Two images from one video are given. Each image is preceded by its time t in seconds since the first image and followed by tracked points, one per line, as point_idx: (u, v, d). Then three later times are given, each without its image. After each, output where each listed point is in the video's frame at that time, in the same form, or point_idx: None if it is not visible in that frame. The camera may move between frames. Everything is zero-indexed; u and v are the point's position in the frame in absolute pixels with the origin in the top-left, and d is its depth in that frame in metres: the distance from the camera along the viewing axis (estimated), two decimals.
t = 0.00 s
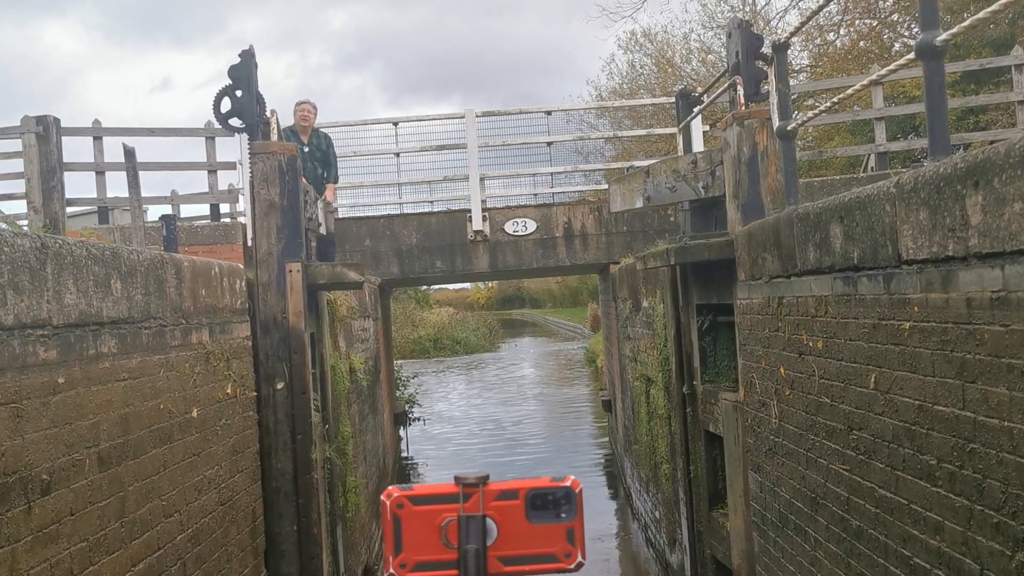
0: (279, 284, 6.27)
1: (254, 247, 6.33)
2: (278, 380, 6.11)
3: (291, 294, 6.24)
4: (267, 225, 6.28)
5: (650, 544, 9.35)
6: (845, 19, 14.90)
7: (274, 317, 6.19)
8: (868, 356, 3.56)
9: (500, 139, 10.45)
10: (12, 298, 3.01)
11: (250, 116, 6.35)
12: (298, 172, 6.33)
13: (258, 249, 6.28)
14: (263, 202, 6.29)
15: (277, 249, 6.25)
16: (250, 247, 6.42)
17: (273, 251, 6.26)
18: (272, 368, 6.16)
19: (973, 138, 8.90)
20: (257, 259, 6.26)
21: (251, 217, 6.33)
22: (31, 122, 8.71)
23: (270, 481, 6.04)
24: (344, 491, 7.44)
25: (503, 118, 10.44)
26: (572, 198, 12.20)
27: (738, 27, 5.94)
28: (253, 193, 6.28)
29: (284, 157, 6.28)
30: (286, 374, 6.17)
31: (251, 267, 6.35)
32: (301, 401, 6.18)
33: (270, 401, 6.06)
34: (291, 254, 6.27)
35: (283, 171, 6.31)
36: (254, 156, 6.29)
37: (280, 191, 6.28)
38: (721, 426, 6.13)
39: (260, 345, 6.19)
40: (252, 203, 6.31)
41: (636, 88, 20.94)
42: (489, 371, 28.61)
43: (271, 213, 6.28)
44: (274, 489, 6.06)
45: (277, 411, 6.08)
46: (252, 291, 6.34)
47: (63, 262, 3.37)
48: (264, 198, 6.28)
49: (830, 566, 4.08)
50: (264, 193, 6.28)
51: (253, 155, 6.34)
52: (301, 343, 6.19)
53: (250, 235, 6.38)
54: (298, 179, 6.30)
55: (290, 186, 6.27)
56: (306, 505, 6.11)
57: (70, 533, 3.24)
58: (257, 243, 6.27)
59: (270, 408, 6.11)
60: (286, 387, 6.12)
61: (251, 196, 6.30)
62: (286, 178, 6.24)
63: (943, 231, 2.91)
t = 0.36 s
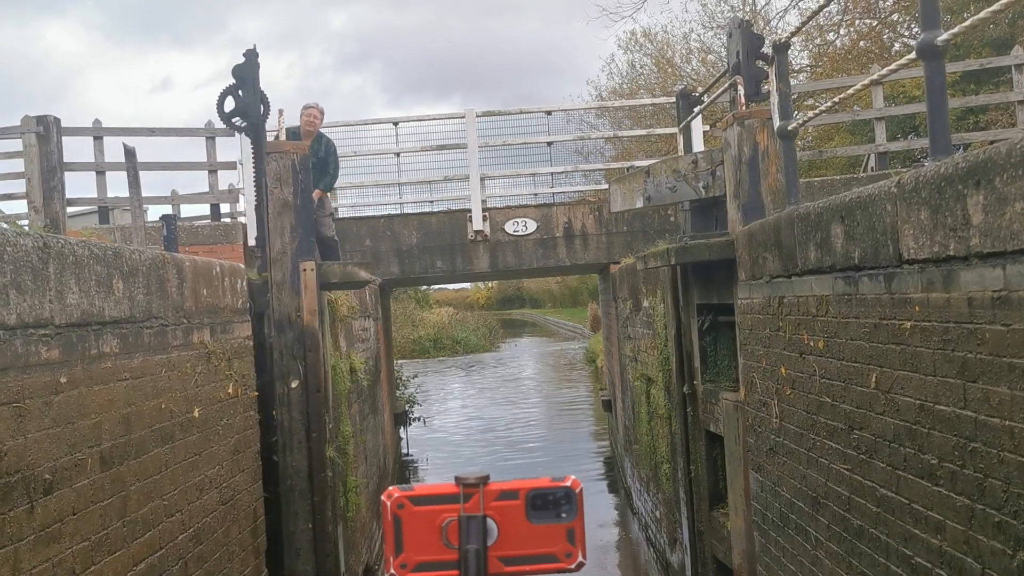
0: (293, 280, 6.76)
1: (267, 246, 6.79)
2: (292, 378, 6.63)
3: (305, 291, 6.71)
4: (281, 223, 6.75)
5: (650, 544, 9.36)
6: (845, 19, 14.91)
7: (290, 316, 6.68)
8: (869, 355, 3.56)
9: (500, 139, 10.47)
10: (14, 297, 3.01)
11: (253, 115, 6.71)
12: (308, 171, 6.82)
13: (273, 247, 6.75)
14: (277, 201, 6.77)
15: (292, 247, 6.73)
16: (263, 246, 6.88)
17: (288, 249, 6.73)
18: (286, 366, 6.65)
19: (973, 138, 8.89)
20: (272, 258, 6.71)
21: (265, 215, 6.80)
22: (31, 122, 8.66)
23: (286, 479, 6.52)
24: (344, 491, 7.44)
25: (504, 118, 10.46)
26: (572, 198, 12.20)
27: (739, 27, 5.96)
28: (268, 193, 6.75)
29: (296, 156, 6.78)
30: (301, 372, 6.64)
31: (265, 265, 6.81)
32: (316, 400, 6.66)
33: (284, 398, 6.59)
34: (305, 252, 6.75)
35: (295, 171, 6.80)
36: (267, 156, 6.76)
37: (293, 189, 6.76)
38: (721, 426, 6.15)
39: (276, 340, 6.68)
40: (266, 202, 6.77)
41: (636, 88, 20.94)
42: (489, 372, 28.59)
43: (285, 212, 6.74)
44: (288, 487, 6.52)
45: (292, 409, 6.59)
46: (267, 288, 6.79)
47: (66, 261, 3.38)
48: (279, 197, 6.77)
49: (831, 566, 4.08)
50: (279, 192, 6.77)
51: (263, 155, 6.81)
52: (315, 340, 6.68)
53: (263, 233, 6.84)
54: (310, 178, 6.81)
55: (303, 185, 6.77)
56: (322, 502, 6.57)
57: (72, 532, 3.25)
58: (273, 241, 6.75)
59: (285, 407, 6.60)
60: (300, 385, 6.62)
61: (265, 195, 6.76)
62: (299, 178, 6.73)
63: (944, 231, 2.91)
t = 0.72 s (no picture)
0: (311, 278, 6.80)
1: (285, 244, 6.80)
2: (311, 376, 6.79)
3: (323, 289, 6.79)
4: (299, 222, 6.74)
5: (650, 543, 9.37)
6: (845, 18, 14.93)
7: (309, 313, 6.79)
8: (870, 354, 3.56)
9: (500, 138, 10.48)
10: (15, 297, 3.01)
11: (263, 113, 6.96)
12: (326, 170, 6.83)
13: (292, 246, 6.74)
14: (296, 199, 6.75)
15: (310, 246, 6.74)
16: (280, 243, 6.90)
17: (306, 248, 6.74)
18: (306, 364, 6.80)
19: (973, 137, 8.89)
20: (290, 257, 6.73)
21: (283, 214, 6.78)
22: (31, 121, 8.67)
23: (303, 476, 6.75)
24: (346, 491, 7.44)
25: (504, 118, 10.46)
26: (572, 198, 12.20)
27: (739, 26, 5.95)
28: (287, 191, 6.73)
29: (315, 155, 6.78)
30: (320, 370, 6.80)
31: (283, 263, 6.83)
32: (334, 397, 6.85)
33: (304, 396, 6.76)
34: (324, 251, 6.79)
35: (313, 169, 6.80)
36: (286, 155, 6.74)
37: (312, 189, 6.75)
38: (721, 425, 6.16)
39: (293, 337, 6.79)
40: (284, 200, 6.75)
41: (636, 88, 20.94)
42: (489, 372, 28.58)
43: (304, 211, 6.73)
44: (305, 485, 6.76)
45: (311, 407, 6.78)
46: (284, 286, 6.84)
47: (66, 261, 3.38)
48: (298, 196, 6.74)
49: (831, 564, 4.09)
50: (297, 191, 6.74)
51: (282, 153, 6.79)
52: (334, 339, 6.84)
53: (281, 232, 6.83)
54: (328, 177, 6.83)
55: (322, 184, 6.78)
56: (338, 499, 6.86)
57: (73, 532, 3.25)
58: (291, 240, 6.74)
59: (304, 404, 6.78)
60: (319, 383, 6.80)
61: (284, 193, 6.74)
62: (319, 178, 6.74)
63: (945, 230, 2.92)
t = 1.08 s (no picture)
0: (327, 276, 6.85)
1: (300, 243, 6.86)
2: (327, 374, 6.88)
3: (340, 287, 6.86)
4: (315, 221, 6.79)
5: (651, 543, 9.38)
6: (845, 18, 14.94)
7: (325, 312, 6.85)
8: (870, 354, 3.56)
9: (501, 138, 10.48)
10: (15, 296, 3.01)
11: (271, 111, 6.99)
12: (340, 170, 6.91)
13: (307, 245, 6.79)
14: (311, 198, 6.80)
15: (326, 245, 6.81)
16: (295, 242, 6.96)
17: (322, 246, 6.80)
18: (322, 362, 6.88)
19: (974, 137, 8.88)
20: (307, 255, 6.79)
21: (298, 213, 6.84)
22: (31, 121, 8.68)
23: (320, 474, 6.84)
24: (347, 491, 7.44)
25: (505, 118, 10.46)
26: (572, 198, 12.21)
27: (740, 25, 5.96)
28: (302, 191, 6.78)
29: (330, 155, 6.86)
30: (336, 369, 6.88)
31: (298, 262, 6.89)
32: (350, 395, 6.93)
33: (320, 394, 6.84)
34: (340, 250, 6.86)
35: (328, 169, 6.87)
36: (301, 154, 6.80)
37: (327, 188, 6.83)
38: (721, 425, 6.17)
39: (310, 336, 6.83)
40: (300, 200, 6.80)
41: (636, 88, 20.93)
42: (489, 371, 28.56)
43: (319, 210, 6.80)
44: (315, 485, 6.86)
45: (327, 404, 6.86)
46: (299, 284, 6.89)
47: (66, 260, 3.38)
48: (313, 195, 6.80)
49: (831, 564, 4.09)
50: (313, 190, 6.80)
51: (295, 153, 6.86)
52: (349, 337, 6.93)
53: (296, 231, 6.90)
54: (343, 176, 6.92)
55: (337, 183, 6.86)
56: (355, 497, 6.94)
57: (74, 531, 3.25)
58: (307, 238, 6.80)
59: (320, 402, 6.86)
60: (335, 381, 6.89)
61: (299, 193, 6.79)
62: (334, 177, 6.83)
63: (944, 229, 2.92)
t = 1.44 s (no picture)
0: (342, 275, 6.82)
1: (314, 242, 6.83)
2: (343, 372, 6.83)
3: (355, 287, 6.83)
4: (331, 221, 6.77)
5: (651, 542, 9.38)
6: (845, 18, 14.95)
7: (339, 311, 6.82)
8: (868, 353, 3.56)
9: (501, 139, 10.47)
10: (14, 297, 3.02)
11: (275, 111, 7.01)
12: (354, 169, 6.88)
13: (322, 245, 6.76)
14: (326, 198, 6.76)
15: (342, 245, 6.78)
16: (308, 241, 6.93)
17: (338, 246, 6.78)
18: (337, 360, 6.83)
19: (973, 136, 8.88)
20: (322, 255, 6.76)
21: (312, 212, 6.80)
22: (31, 121, 8.68)
23: (337, 472, 6.83)
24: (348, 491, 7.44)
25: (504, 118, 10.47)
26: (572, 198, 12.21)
27: (738, 25, 5.95)
28: (317, 190, 6.74)
29: (344, 155, 6.82)
30: (353, 367, 6.84)
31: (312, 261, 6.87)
32: (365, 393, 6.90)
33: (336, 392, 6.79)
34: (355, 250, 6.84)
35: (342, 168, 6.83)
36: (316, 154, 6.75)
37: (342, 187, 6.80)
38: (721, 424, 6.15)
39: (325, 335, 6.80)
40: (315, 199, 6.76)
41: (636, 88, 20.95)
42: (489, 371, 28.57)
43: (335, 209, 6.77)
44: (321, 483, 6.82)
45: (343, 403, 6.81)
46: (313, 283, 6.86)
47: (65, 261, 3.39)
48: (328, 195, 6.76)
49: (830, 563, 4.10)
50: (327, 190, 6.76)
51: (309, 152, 6.82)
52: (363, 336, 6.89)
53: (310, 230, 6.86)
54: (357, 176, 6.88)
55: (352, 183, 6.82)
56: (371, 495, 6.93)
57: (73, 531, 3.26)
58: (322, 238, 6.77)
59: (336, 400, 6.81)
60: (351, 379, 6.84)
61: (314, 193, 6.75)
62: (349, 177, 6.79)
63: (942, 229, 2.92)
